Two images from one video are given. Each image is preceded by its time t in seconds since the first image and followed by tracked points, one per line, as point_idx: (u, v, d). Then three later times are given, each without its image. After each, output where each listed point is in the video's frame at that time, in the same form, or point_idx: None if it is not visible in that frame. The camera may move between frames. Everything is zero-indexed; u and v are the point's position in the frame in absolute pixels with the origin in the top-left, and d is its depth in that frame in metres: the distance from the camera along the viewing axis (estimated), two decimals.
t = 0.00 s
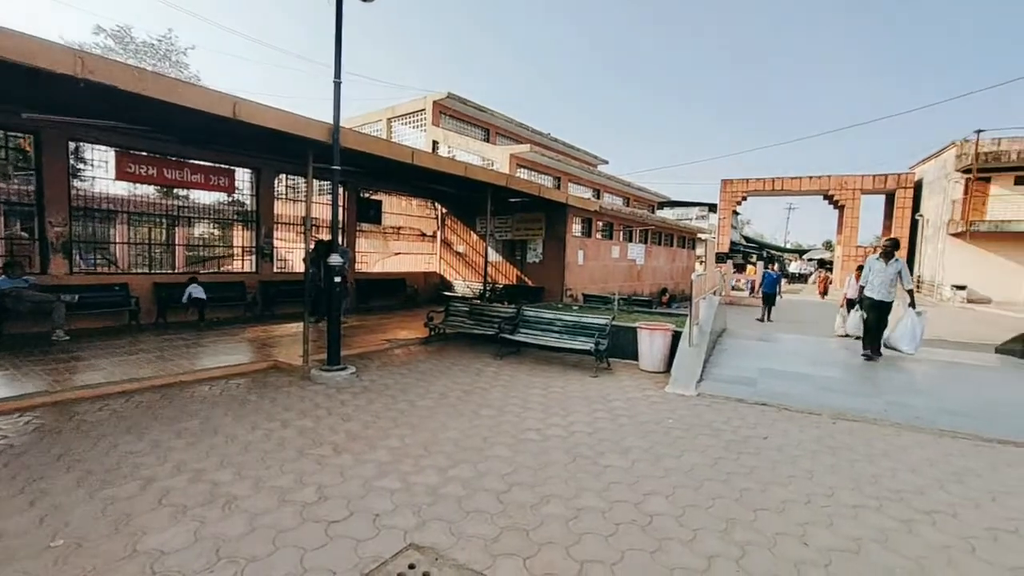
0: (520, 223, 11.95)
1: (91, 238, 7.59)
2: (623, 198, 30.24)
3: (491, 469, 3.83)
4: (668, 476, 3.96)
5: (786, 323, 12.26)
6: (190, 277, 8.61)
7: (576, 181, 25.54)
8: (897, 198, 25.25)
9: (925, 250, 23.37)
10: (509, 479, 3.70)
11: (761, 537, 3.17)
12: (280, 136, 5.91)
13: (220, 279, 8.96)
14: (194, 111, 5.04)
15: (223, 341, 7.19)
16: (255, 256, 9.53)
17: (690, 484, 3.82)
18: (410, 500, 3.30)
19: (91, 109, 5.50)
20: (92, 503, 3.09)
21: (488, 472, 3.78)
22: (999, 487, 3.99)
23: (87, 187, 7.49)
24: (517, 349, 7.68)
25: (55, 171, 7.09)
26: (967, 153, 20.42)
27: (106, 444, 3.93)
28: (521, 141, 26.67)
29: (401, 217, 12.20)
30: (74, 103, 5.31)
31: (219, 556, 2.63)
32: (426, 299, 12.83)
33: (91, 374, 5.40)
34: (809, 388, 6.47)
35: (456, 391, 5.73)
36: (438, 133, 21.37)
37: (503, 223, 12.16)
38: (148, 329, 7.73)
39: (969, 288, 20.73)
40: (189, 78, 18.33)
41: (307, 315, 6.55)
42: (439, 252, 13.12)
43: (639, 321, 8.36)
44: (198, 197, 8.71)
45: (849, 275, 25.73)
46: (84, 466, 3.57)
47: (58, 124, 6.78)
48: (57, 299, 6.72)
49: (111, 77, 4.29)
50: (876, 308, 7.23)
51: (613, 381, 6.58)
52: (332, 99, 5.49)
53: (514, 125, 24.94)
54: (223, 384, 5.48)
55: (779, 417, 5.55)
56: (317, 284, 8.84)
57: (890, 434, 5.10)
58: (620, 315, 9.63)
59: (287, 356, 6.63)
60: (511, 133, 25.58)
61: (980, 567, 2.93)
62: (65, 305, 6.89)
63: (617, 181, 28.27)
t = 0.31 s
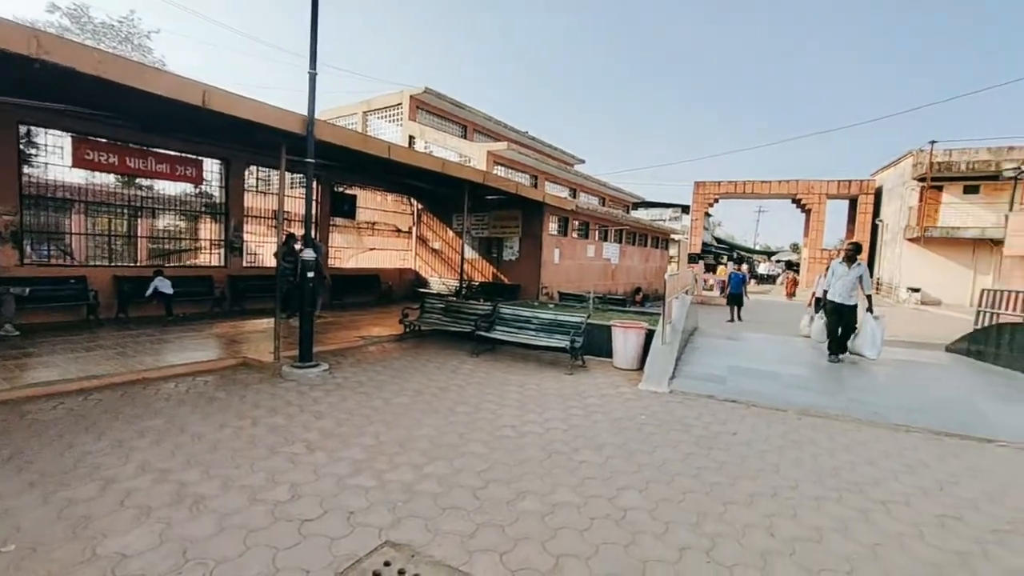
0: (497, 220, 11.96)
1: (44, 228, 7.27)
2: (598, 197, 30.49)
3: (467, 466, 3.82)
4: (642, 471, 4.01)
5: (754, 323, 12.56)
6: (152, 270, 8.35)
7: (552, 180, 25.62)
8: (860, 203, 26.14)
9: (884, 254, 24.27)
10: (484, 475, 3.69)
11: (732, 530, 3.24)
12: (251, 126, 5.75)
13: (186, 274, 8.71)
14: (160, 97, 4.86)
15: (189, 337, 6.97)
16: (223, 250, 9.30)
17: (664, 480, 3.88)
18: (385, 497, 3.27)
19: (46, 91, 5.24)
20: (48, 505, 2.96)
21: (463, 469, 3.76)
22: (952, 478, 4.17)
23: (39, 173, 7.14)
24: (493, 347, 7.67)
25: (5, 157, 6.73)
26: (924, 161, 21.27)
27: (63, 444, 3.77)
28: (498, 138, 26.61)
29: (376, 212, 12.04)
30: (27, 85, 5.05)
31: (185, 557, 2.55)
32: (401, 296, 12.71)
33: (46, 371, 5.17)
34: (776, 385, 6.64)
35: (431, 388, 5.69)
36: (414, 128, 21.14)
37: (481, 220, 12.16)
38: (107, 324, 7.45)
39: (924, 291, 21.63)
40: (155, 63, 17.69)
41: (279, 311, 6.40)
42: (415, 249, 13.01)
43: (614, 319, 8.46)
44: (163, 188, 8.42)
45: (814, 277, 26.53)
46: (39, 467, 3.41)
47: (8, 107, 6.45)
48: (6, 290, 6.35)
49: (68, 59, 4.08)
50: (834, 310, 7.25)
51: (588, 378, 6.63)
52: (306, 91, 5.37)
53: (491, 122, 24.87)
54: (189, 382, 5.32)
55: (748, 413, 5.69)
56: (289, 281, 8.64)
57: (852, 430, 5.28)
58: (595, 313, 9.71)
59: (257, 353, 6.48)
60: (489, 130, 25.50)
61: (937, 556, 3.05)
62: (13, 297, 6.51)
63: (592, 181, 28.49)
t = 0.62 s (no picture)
0: (469, 211, 11.90)
1: None
2: (569, 187, 30.60)
3: (444, 456, 3.80)
4: (617, 455, 4.08)
5: (720, 309, 12.87)
6: (106, 266, 8.02)
7: (523, 170, 25.57)
8: (820, 192, 27.00)
9: (842, 241, 25.17)
10: (461, 464, 3.69)
11: (704, 509, 3.33)
12: (210, 113, 5.53)
13: (144, 268, 8.39)
14: (113, 83, 4.61)
15: (149, 334, 6.72)
16: (184, 243, 9.00)
17: (638, 463, 3.95)
18: (361, 490, 3.23)
19: None
20: (3, 513, 2.81)
21: (440, 459, 3.75)
22: (907, 452, 4.38)
23: None
24: (466, 338, 7.65)
25: None
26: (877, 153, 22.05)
27: (16, 449, 3.59)
28: (468, 128, 26.36)
29: (344, 203, 11.82)
30: None
31: (154, 560, 2.47)
32: (372, 288, 12.54)
33: None
34: (744, 369, 6.83)
35: (405, 381, 5.64)
36: (381, 117, 20.73)
37: (452, 210, 12.08)
38: (60, 323, 7.11)
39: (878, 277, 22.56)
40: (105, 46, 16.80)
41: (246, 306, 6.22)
42: (385, 240, 12.83)
43: (586, 308, 8.54)
44: (114, 177, 8.07)
45: (777, 264, 27.34)
46: None
47: None
48: None
49: (9, 39, 3.81)
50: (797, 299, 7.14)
51: (562, 366, 6.69)
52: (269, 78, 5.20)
53: (460, 111, 24.60)
54: (151, 380, 5.13)
55: (718, 396, 5.83)
56: (256, 274, 8.41)
57: (814, 409, 5.48)
58: (567, 302, 9.78)
59: (222, 349, 6.29)
60: (458, 119, 25.22)
61: (896, 526, 3.20)
62: None
63: (563, 171, 28.55)
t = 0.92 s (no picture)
0: (438, 206, 11.72)
1: None
2: (538, 183, 30.65)
3: (411, 454, 3.74)
4: (586, 449, 4.09)
5: (685, 305, 13.13)
6: (48, 260, 7.59)
7: (492, 165, 25.47)
8: (781, 190, 27.83)
9: (801, 239, 26.05)
10: (429, 462, 3.63)
11: (670, 499, 3.37)
12: (163, 100, 5.26)
13: (91, 263, 7.97)
14: (54, 65, 4.32)
15: (99, 333, 6.38)
16: (135, 237, 8.56)
17: (607, 457, 3.97)
18: (324, 491, 3.13)
19: None
20: None
21: (408, 457, 3.68)
22: (862, 440, 4.55)
23: None
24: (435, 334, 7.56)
25: None
26: (833, 154, 22.86)
27: None
28: (437, 121, 26.05)
29: (309, 197, 11.52)
30: None
31: (100, 572, 2.33)
32: (338, 284, 12.29)
33: None
34: (709, 362, 6.97)
35: (372, 378, 5.53)
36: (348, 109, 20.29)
37: (420, 205, 11.89)
38: None
39: (834, 273, 23.45)
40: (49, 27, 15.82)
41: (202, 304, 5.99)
42: (352, 235, 12.57)
43: (555, 304, 8.56)
44: (54, 165, 7.66)
45: (740, 260, 28.11)
46: None
47: None
48: None
49: None
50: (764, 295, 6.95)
51: (532, 362, 6.69)
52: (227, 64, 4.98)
53: (429, 104, 24.30)
54: (99, 382, 4.87)
55: (684, 390, 5.94)
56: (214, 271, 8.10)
57: (774, 401, 5.63)
58: (537, 298, 9.79)
59: (179, 348, 6.03)
60: (427, 113, 24.90)
61: (853, 511, 3.31)
62: None
63: (533, 167, 28.57)
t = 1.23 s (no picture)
0: (411, 203, 11.48)
1: None
2: (513, 181, 30.61)
3: (383, 458, 3.65)
4: (561, 448, 4.06)
5: (659, 301, 13.28)
6: None
7: (466, 162, 25.33)
8: (750, 188, 28.42)
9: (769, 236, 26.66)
10: (402, 465, 3.54)
11: (645, 497, 3.37)
12: (117, 91, 5.01)
13: (42, 264, 7.60)
14: None
15: (51, 338, 6.07)
16: (90, 236, 8.21)
17: (582, 455, 3.96)
18: (292, 499, 3.03)
19: None
20: None
21: (380, 461, 3.60)
22: (829, 432, 4.65)
23: None
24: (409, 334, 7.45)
25: None
26: (800, 152, 23.41)
27: None
28: (409, 117, 25.76)
29: (277, 194, 11.23)
30: None
31: None
32: (309, 284, 12.04)
33: None
34: (682, 358, 7.04)
35: (343, 380, 5.40)
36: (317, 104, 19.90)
37: (393, 202, 11.64)
38: None
39: (801, 269, 24.07)
40: None
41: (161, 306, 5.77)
42: (323, 233, 12.30)
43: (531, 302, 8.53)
44: None
45: (711, 257, 28.63)
46: None
47: None
48: None
49: None
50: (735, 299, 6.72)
51: (507, 360, 6.64)
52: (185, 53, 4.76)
53: (401, 100, 24.01)
54: (50, 390, 4.62)
55: (658, 386, 5.98)
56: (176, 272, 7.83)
57: (746, 395, 5.71)
58: (512, 296, 9.76)
59: (138, 353, 5.79)
60: (399, 109, 24.59)
61: (823, 503, 3.36)
62: None
63: (507, 164, 28.53)
